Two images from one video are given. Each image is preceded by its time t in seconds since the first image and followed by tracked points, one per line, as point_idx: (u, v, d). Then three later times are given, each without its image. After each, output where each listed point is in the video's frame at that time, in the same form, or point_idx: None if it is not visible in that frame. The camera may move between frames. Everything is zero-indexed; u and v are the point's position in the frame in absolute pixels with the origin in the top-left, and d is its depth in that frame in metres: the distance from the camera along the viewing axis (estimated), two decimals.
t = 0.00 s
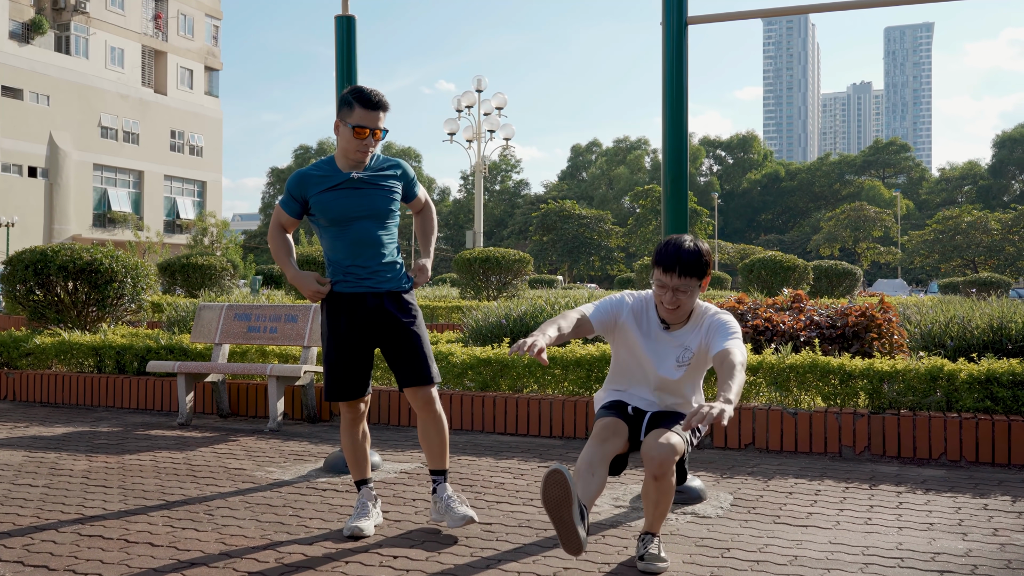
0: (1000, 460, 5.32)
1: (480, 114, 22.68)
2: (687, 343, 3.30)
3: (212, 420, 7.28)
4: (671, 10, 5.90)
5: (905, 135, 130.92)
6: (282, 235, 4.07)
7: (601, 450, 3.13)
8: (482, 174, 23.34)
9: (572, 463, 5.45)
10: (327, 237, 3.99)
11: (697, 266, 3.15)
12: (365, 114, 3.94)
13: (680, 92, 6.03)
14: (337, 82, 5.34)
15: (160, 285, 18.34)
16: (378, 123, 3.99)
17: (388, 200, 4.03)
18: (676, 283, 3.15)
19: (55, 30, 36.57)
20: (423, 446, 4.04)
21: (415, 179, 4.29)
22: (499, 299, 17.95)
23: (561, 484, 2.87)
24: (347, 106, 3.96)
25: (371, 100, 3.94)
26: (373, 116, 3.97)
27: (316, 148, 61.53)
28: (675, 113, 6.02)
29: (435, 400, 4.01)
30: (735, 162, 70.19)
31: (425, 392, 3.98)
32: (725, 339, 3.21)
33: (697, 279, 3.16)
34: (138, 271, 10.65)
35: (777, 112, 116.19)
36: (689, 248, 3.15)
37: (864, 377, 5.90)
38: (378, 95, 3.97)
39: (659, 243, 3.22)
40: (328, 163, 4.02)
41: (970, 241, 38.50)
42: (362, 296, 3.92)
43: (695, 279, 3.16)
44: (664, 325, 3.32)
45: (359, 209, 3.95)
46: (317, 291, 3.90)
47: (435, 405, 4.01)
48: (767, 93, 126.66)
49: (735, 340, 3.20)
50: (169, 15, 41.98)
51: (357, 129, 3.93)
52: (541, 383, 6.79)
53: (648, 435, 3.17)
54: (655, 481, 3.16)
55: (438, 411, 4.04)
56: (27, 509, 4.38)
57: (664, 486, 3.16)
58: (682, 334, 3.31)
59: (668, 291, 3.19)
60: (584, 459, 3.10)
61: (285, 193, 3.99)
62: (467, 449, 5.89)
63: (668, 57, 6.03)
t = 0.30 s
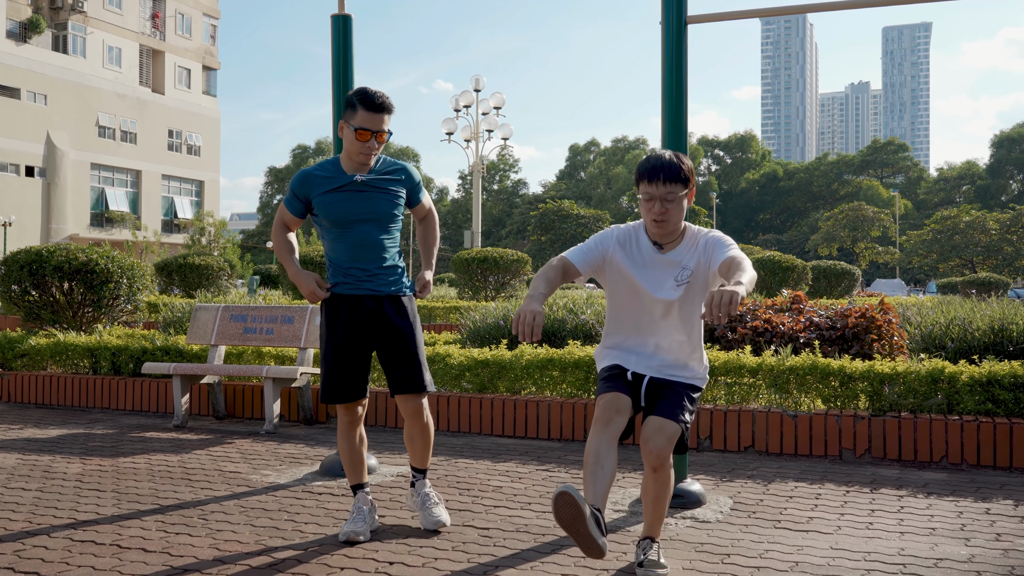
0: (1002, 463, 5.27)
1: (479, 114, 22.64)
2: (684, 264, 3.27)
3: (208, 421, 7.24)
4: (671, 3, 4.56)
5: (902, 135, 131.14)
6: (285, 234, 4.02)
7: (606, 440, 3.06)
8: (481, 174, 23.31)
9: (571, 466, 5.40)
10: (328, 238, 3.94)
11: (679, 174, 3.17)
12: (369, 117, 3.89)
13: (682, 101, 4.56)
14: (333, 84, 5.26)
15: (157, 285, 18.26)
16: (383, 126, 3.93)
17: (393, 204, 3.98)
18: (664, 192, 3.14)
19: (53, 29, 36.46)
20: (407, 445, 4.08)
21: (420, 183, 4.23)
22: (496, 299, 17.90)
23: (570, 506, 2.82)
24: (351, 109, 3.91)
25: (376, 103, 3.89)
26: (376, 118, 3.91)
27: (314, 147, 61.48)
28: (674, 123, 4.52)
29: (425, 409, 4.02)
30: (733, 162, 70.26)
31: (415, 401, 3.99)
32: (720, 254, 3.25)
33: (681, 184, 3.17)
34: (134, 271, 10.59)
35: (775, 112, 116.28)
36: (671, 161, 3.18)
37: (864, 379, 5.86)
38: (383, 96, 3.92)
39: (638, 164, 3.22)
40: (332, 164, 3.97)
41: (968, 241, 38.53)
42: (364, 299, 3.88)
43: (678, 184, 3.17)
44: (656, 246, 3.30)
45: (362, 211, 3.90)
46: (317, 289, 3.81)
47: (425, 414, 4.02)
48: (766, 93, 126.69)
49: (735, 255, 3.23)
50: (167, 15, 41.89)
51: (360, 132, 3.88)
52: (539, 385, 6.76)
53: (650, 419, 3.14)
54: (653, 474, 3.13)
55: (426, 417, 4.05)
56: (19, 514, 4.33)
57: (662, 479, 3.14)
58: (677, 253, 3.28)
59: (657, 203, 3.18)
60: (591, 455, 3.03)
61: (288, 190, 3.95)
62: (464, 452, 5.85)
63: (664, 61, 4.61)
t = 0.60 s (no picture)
0: (1002, 465, 5.24)
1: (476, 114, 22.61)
2: (677, 189, 3.31)
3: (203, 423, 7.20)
4: (668, 3, 4.52)
5: (900, 134, 131.29)
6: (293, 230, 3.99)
7: (600, 440, 3.18)
8: (478, 173, 23.22)
9: (568, 468, 5.36)
10: (336, 237, 3.91)
11: (660, 99, 3.28)
12: (382, 116, 3.84)
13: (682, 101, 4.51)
14: (329, 86, 5.21)
15: (153, 286, 18.21)
16: (396, 126, 3.88)
17: (403, 203, 3.95)
18: (642, 117, 3.27)
19: (49, 29, 36.31)
20: (395, 453, 4.07)
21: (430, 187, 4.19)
22: (494, 299, 17.87)
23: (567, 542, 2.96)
24: (364, 108, 3.87)
25: (390, 101, 3.84)
26: (390, 119, 3.86)
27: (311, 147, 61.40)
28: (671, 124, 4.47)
29: (414, 414, 4.01)
30: (731, 162, 70.22)
31: (405, 407, 3.97)
32: (729, 200, 3.27)
33: (661, 108, 3.28)
34: (129, 272, 10.53)
35: (773, 111, 116.25)
36: (652, 84, 3.29)
37: (863, 380, 5.82)
38: (397, 96, 3.86)
39: (620, 90, 3.33)
40: (345, 161, 3.95)
41: (966, 240, 38.53)
42: (372, 301, 3.84)
43: (658, 108, 3.28)
44: (643, 170, 3.38)
45: (368, 210, 3.87)
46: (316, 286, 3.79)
47: (414, 418, 4.02)
48: (763, 92, 126.82)
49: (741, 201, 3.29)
50: (164, 14, 41.80)
51: (372, 130, 3.83)
52: (536, 387, 6.72)
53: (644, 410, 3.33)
54: (657, 456, 3.36)
55: (416, 423, 4.05)
56: (10, 518, 4.28)
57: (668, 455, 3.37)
58: (665, 174, 3.34)
59: (638, 129, 3.30)
60: (589, 460, 3.14)
61: (301, 184, 3.94)
62: (460, 453, 5.81)
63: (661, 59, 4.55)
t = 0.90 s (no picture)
0: (1001, 468, 5.22)
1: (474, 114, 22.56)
2: (663, 185, 3.32)
3: (200, 425, 7.17)
4: (667, 3, 4.48)
5: (898, 135, 131.39)
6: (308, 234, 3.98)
7: (607, 460, 3.54)
8: (476, 173, 23.17)
9: (567, 470, 5.35)
10: (351, 237, 3.89)
11: (636, 95, 3.28)
12: (399, 115, 3.83)
13: (679, 108, 4.49)
14: (326, 86, 5.18)
15: (150, 286, 18.15)
16: (414, 126, 3.88)
17: (417, 206, 3.92)
18: (617, 115, 3.28)
19: (47, 28, 36.21)
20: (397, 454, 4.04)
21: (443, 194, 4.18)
22: (492, 300, 17.81)
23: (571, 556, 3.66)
24: (383, 109, 3.87)
25: (408, 102, 3.84)
26: (408, 119, 3.85)
27: (309, 147, 61.31)
28: (670, 126, 4.45)
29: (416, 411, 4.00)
30: (729, 162, 70.27)
31: (409, 405, 3.96)
32: (714, 205, 3.29)
33: (636, 104, 3.28)
34: (126, 272, 10.50)
35: (771, 111, 116.29)
36: (627, 80, 3.29)
37: (863, 382, 5.81)
38: (414, 97, 3.86)
39: (598, 87, 3.36)
40: (362, 161, 3.93)
41: (965, 240, 38.56)
42: (386, 305, 3.82)
43: (632, 104, 3.28)
44: (626, 166, 3.41)
45: (383, 210, 3.85)
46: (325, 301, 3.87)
47: (417, 414, 4.00)
48: (761, 92, 126.84)
49: (722, 206, 3.30)
50: (162, 13, 41.73)
51: (388, 129, 3.83)
52: (534, 388, 6.69)
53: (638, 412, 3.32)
54: (655, 457, 3.34)
55: (419, 421, 4.03)
56: (5, 521, 4.25)
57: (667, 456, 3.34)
58: (648, 168, 3.37)
59: (615, 125, 3.31)
60: (601, 477, 3.58)
61: (319, 183, 3.91)
62: (457, 455, 5.79)
63: (659, 63, 4.53)
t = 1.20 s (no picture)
0: (1001, 468, 5.22)
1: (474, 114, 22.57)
2: (650, 189, 3.32)
3: (199, 425, 7.16)
4: (666, 4, 4.47)
5: (898, 135, 131.43)
6: (323, 233, 4.00)
7: (614, 457, 3.53)
8: (476, 173, 23.17)
9: (566, 471, 5.33)
10: (360, 241, 3.89)
11: (618, 103, 3.24)
12: (410, 117, 3.84)
13: (678, 108, 4.47)
14: (325, 88, 5.17)
15: (150, 286, 18.15)
16: (424, 128, 3.88)
17: (428, 209, 3.91)
18: (603, 127, 3.25)
19: (46, 28, 36.18)
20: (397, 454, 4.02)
21: (460, 198, 4.14)
22: (491, 301, 17.81)
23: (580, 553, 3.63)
24: (394, 111, 3.88)
25: (419, 105, 3.84)
26: (419, 120, 3.86)
27: (308, 147, 61.29)
28: (670, 128, 4.43)
29: (419, 412, 3.99)
30: (729, 162, 70.31)
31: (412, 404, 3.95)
32: (701, 205, 3.29)
33: (620, 113, 3.24)
34: (124, 272, 10.49)
35: (771, 112, 116.29)
36: (610, 87, 3.26)
37: (862, 382, 5.80)
38: (426, 100, 3.86)
39: (580, 95, 3.32)
40: (375, 163, 3.92)
41: (964, 241, 38.56)
42: (393, 305, 3.82)
43: (617, 114, 3.24)
44: (613, 172, 3.39)
45: (394, 213, 3.84)
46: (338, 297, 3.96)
47: (420, 415, 4.00)
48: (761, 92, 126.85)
49: (708, 205, 3.31)
50: (161, 14, 41.73)
51: (397, 130, 3.85)
52: (534, 389, 6.69)
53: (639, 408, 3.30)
54: (657, 452, 3.32)
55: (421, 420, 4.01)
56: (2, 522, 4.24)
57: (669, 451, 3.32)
58: (635, 173, 3.36)
59: (601, 136, 3.29)
60: (605, 475, 3.56)
61: (332, 187, 3.93)
62: (456, 456, 5.79)
63: (659, 63, 4.52)
